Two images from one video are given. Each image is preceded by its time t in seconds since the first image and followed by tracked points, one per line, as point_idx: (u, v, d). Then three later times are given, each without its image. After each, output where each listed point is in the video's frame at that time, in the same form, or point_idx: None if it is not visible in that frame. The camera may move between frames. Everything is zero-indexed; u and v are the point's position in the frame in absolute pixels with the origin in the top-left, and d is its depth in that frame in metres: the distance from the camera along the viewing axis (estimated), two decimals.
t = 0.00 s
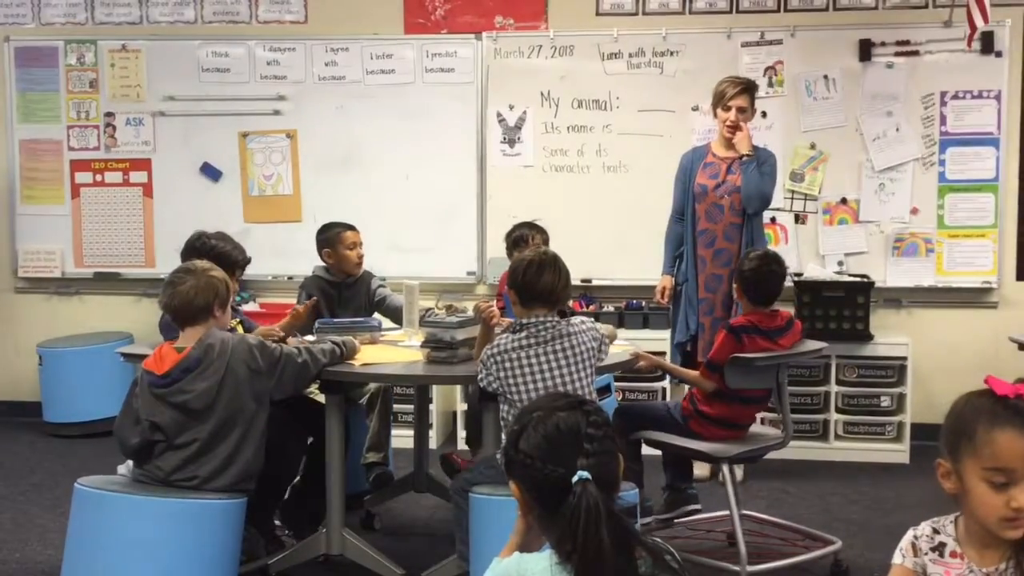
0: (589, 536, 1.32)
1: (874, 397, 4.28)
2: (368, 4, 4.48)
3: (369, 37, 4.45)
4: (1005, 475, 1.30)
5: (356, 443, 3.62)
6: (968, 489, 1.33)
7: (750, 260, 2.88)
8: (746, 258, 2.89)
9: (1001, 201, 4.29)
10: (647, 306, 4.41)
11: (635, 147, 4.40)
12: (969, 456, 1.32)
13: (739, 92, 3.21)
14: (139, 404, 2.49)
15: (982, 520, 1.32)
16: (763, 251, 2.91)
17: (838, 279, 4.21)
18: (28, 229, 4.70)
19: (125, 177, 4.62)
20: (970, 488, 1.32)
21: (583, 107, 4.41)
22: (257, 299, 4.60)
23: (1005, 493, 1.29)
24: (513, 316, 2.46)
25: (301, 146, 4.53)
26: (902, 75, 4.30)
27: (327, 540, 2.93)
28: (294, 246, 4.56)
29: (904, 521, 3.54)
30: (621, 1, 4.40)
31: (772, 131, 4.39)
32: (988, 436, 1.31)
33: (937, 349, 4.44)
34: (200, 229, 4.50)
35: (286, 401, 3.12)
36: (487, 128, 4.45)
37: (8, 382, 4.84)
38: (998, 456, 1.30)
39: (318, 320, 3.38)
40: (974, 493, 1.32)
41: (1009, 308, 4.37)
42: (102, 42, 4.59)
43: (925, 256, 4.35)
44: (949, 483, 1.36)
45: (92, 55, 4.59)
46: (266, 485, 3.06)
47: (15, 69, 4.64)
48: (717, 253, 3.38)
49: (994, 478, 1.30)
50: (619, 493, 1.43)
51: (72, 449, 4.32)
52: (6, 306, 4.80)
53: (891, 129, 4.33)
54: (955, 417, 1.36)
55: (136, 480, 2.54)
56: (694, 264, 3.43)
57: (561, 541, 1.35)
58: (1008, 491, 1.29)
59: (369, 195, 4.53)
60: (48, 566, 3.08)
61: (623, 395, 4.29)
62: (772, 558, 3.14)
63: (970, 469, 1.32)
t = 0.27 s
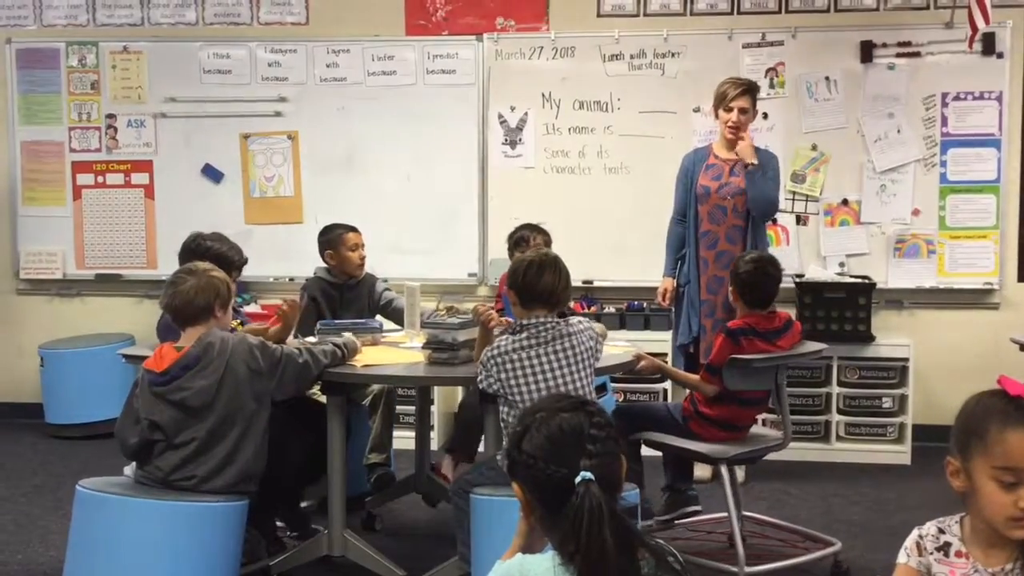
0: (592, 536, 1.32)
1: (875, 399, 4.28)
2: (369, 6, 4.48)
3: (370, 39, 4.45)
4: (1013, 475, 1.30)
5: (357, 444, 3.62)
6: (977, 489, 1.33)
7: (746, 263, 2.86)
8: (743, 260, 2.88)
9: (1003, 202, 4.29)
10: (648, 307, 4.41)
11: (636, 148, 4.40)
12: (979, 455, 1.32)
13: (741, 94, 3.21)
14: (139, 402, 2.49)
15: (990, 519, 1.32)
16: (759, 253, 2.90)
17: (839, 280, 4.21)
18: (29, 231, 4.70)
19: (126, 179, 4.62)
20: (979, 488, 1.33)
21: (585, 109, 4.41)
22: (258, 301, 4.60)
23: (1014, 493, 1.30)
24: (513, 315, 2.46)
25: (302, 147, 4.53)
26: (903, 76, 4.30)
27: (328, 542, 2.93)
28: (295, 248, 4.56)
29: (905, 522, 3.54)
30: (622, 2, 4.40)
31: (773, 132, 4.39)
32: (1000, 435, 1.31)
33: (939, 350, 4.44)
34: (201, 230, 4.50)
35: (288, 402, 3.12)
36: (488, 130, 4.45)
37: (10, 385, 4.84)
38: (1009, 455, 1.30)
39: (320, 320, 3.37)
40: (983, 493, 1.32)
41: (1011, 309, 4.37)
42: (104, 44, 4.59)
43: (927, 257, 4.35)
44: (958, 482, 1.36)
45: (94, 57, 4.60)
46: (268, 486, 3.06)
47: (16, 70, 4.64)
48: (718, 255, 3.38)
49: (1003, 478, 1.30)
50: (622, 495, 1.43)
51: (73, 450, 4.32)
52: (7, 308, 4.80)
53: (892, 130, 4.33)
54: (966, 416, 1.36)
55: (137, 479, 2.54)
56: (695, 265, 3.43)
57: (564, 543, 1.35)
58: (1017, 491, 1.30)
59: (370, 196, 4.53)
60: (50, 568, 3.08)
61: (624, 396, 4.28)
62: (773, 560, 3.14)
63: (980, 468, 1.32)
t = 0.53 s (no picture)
0: (595, 536, 1.32)
1: (877, 399, 4.28)
2: (371, 6, 4.49)
3: (372, 39, 4.45)
4: (1019, 474, 1.30)
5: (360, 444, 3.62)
6: (982, 488, 1.33)
7: (748, 262, 2.87)
8: (744, 260, 2.88)
9: (1005, 203, 4.29)
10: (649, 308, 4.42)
11: (638, 149, 4.40)
12: (985, 454, 1.33)
13: (742, 95, 3.20)
14: (141, 401, 2.49)
15: (995, 519, 1.32)
16: (761, 254, 2.90)
17: (841, 281, 4.21)
18: (31, 231, 4.71)
19: (128, 179, 4.62)
20: (985, 487, 1.33)
21: (586, 109, 4.41)
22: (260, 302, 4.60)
23: (1019, 492, 1.30)
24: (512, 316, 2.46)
25: (304, 148, 4.54)
26: (905, 77, 4.30)
27: (330, 542, 2.93)
28: (297, 249, 4.57)
29: (908, 522, 3.54)
30: (623, 3, 4.41)
31: (775, 132, 4.39)
32: (1007, 435, 1.31)
33: (940, 350, 4.44)
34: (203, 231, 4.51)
35: (290, 402, 3.12)
36: (490, 130, 4.46)
37: (12, 386, 4.85)
38: (1016, 455, 1.30)
39: (324, 321, 3.37)
40: (989, 493, 1.32)
41: (1012, 309, 4.37)
42: (105, 45, 4.59)
43: (929, 258, 4.35)
44: (963, 481, 1.36)
45: (96, 58, 4.60)
46: (271, 486, 3.06)
47: (17, 71, 4.65)
48: (720, 256, 3.38)
49: (1008, 477, 1.31)
50: (624, 496, 1.43)
51: (76, 451, 4.32)
52: (9, 308, 4.80)
53: (894, 130, 4.33)
54: (972, 415, 1.36)
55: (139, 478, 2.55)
56: (697, 266, 3.44)
57: (568, 543, 1.35)
58: (1022, 490, 1.30)
59: (372, 196, 4.53)
60: (53, 568, 3.08)
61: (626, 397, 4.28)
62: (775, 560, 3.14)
63: (986, 467, 1.33)
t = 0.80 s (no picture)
0: (599, 535, 1.32)
1: (879, 399, 4.28)
2: (373, 6, 4.49)
3: (374, 39, 4.45)
4: None
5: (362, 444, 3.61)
6: (990, 488, 1.33)
7: (749, 261, 2.87)
8: (745, 258, 2.88)
9: (1007, 202, 4.29)
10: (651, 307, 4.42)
11: (640, 148, 4.40)
12: (993, 452, 1.32)
13: (744, 94, 3.21)
14: (145, 400, 2.50)
15: (1003, 518, 1.32)
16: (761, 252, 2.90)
17: (843, 280, 4.21)
18: (33, 231, 4.71)
19: (130, 179, 4.62)
20: (993, 487, 1.33)
21: (588, 109, 4.41)
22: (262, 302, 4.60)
23: None
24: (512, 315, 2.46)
25: (306, 148, 4.54)
26: (907, 76, 4.30)
27: (332, 542, 2.93)
28: (299, 249, 4.57)
29: (910, 522, 3.54)
30: (625, 2, 4.40)
31: (777, 132, 4.39)
32: (1015, 434, 1.31)
33: (943, 350, 4.44)
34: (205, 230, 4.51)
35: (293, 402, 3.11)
36: (491, 130, 4.45)
37: (14, 387, 4.85)
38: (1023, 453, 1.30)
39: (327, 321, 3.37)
40: (998, 492, 1.32)
41: (1015, 309, 4.37)
42: (107, 45, 4.59)
43: (931, 257, 4.34)
44: (971, 480, 1.36)
45: (97, 58, 4.60)
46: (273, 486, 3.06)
47: (19, 71, 4.65)
48: (722, 256, 3.38)
49: (1016, 475, 1.30)
50: (628, 496, 1.43)
51: (77, 451, 4.32)
52: (11, 308, 4.80)
53: (895, 130, 4.33)
54: (980, 414, 1.36)
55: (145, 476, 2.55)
56: (699, 266, 3.44)
57: (570, 543, 1.35)
58: None
59: (373, 196, 4.53)
60: (55, 568, 3.08)
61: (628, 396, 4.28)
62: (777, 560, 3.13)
63: (994, 467, 1.32)
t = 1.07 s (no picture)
0: (601, 534, 1.32)
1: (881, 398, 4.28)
2: (373, 6, 4.49)
3: (375, 39, 4.45)
4: None
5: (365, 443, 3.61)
6: (995, 487, 1.33)
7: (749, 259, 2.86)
8: (745, 256, 2.88)
9: (1008, 201, 4.29)
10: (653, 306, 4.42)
11: (642, 148, 4.40)
12: (996, 451, 1.32)
13: (744, 94, 3.21)
14: (149, 401, 2.50)
15: (1008, 517, 1.32)
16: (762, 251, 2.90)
17: (845, 279, 4.21)
18: (34, 231, 4.71)
19: (132, 179, 4.62)
20: (997, 486, 1.32)
21: (590, 108, 4.41)
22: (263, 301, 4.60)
23: None
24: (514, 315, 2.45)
25: (307, 148, 4.54)
26: (908, 75, 4.30)
27: (334, 542, 2.92)
28: (300, 249, 4.56)
29: (912, 521, 3.53)
30: (626, 1, 4.40)
31: (779, 131, 4.38)
32: (1018, 432, 1.31)
33: (945, 349, 4.43)
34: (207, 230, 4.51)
35: (295, 402, 3.11)
36: (493, 130, 4.45)
37: (16, 387, 4.85)
38: None
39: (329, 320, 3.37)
40: (1000, 491, 1.32)
41: (1017, 308, 4.36)
42: (109, 45, 4.60)
43: (933, 256, 4.34)
44: (976, 479, 1.36)
45: (99, 58, 4.60)
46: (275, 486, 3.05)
47: (20, 71, 4.65)
48: (723, 255, 3.38)
49: (1020, 473, 1.30)
50: (629, 496, 1.43)
51: (79, 451, 4.32)
52: (12, 308, 4.80)
53: (897, 129, 4.32)
54: (986, 413, 1.36)
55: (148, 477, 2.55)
56: (700, 266, 3.44)
57: (573, 543, 1.35)
58: None
59: (375, 196, 4.53)
60: (58, 568, 3.09)
61: (630, 396, 4.28)
62: (780, 559, 3.13)
63: (997, 465, 1.32)
